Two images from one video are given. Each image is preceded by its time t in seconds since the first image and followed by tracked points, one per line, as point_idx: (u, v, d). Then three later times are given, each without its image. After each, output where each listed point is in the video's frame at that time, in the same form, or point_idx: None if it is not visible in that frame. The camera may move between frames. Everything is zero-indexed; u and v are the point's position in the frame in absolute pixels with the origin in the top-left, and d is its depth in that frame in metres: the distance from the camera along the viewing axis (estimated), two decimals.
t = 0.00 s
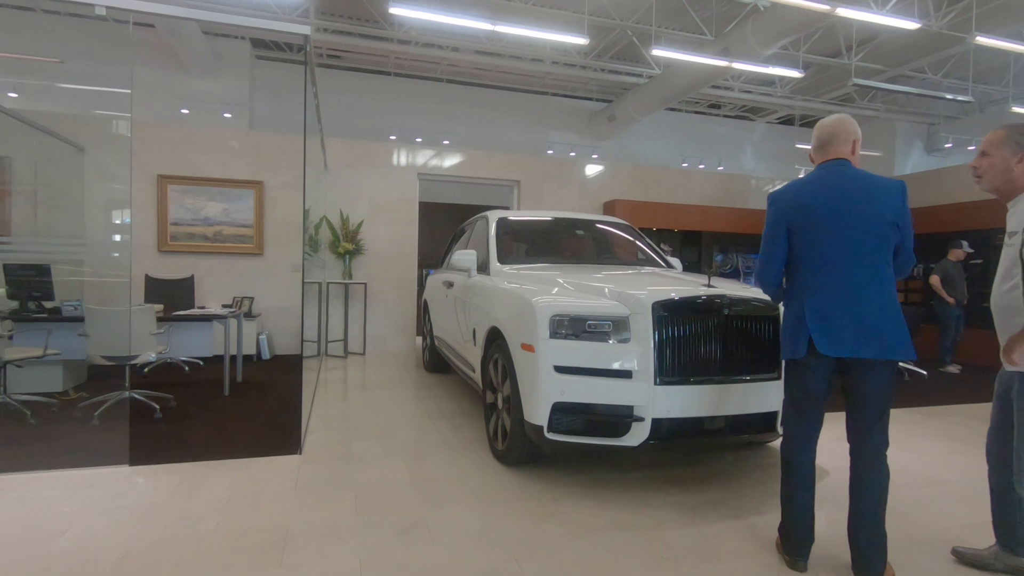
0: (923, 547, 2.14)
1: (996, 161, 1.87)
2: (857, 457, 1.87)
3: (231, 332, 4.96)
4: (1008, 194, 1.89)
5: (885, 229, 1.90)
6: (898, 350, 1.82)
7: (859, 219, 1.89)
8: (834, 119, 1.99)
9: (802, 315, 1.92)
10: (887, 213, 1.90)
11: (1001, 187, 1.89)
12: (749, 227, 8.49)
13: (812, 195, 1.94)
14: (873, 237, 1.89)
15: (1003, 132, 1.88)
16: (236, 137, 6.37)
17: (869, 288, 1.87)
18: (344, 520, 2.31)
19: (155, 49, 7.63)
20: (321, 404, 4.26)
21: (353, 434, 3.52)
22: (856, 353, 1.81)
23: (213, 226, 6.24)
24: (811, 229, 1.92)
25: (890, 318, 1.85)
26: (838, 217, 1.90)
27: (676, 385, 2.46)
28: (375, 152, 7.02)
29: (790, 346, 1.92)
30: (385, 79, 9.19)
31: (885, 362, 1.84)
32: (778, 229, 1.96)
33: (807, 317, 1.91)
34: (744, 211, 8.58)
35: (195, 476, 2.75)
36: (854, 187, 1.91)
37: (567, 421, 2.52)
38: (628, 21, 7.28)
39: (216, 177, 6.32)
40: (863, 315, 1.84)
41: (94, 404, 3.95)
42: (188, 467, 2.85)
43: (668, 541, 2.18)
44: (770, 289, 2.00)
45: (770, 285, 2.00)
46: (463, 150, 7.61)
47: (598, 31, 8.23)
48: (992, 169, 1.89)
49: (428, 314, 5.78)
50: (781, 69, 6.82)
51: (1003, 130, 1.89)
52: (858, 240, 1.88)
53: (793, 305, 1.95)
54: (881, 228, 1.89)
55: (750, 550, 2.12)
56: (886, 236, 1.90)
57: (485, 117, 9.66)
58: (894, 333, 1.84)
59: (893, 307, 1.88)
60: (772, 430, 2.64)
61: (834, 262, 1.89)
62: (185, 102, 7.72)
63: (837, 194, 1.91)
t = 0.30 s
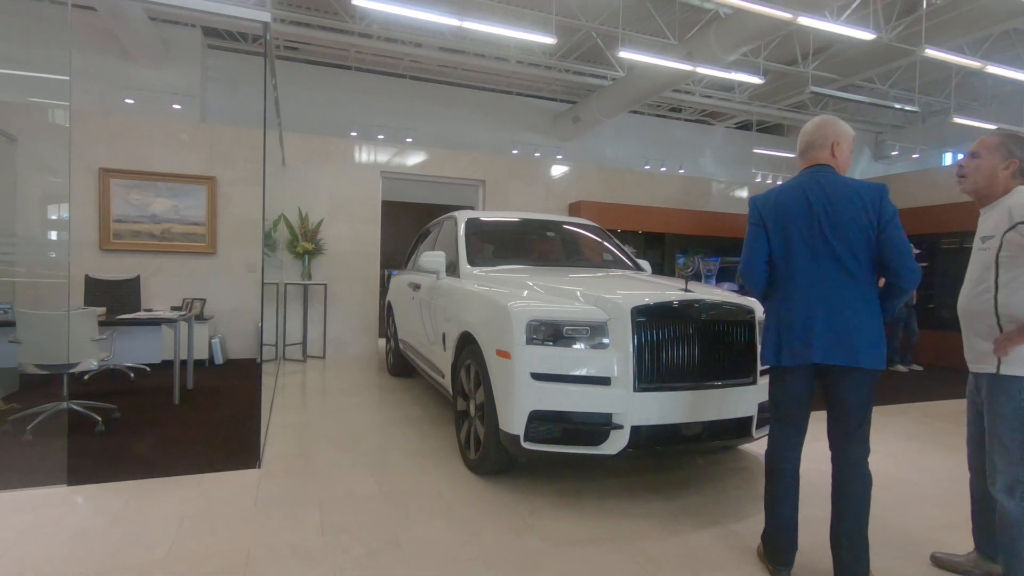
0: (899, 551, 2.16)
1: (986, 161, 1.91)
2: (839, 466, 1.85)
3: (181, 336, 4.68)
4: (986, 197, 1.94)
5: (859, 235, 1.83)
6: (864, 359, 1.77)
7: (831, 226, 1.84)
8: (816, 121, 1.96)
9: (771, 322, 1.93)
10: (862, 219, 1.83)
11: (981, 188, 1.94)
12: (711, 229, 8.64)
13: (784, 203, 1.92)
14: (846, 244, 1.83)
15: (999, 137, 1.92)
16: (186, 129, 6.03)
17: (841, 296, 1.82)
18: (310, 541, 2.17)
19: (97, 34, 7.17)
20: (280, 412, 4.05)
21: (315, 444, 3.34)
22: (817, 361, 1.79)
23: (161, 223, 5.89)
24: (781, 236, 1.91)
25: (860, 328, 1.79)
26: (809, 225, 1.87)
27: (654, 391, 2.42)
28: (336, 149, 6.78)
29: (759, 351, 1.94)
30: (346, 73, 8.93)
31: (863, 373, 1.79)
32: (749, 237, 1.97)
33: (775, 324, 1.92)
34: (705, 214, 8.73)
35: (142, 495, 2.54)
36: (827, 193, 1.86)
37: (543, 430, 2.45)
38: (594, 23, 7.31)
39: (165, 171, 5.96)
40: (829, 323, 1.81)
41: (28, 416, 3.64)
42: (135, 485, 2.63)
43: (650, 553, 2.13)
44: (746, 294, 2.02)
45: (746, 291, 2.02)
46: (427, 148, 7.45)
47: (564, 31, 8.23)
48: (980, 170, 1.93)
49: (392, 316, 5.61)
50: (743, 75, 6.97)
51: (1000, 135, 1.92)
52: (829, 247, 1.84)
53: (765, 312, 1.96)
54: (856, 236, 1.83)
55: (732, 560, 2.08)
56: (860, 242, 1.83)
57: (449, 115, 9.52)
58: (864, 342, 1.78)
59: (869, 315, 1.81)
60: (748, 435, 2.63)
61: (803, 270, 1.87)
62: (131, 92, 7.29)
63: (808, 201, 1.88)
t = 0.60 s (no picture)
0: (903, 558, 2.12)
1: (992, 161, 1.88)
2: (850, 471, 1.80)
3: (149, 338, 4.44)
4: (992, 197, 1.92)
5: (866, 233, 1.75)
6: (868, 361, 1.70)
7: (836, 225, 1.77)
8: (829, 117, 1.89)
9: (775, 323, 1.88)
10: (870, 216, 1.75)
11: (988, 188, 1.91)
12: (691, 229, 8.68)
13: (789, 200, 1.86)
14: (853, 243, 1.76)
15: (1004, 135, 1.89)
16: (154, 121, 5.76)
17: (845, 297, 1.75)
18: (293, 557, 2.03)
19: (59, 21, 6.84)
20: (256, 417, 3.87)
21: (295, 452, 3.19)
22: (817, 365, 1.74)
23: (126, 219, 5.63)
24: (785, 235, 1.86)
25: (864, 331, 1.71)
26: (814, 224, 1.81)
27: (653, 395, 2.34)
28: (313, 143, 6.58)
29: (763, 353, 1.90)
30: (323, 67, 8.71)
31: (873, 378, 1.72)
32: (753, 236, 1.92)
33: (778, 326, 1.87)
34: (685, 214, 8.76)
35: (108, 510, 2.36)
36: (833, 191, 1.79)
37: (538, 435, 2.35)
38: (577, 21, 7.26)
39: (131, 165, 5.69)
40: (831, 326, 1.74)
41: None
42: (99, 499, 2.45)
43: (652, 563, 2.05)
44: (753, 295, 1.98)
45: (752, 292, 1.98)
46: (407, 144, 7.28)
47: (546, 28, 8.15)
48: (987, 169, 1.89)
49: (372, 316, 5.45)
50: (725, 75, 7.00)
51: (1005, 133, 1.89)
52: (835, 246, 1.77)
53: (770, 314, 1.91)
54: (863, 235, 1.75)
55: (737, 568, 2.02)
56: (868, 240, 1.75)
57: (429, 111, 9.38)
58: (867, 346, 1.70)
59: (875, 318, 1.73)
60: (746, 438, 2.57)
61: (806, 270, 1.81)
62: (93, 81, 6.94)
63: (814, 199, 1.81)
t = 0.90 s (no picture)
0: None
1: None
2: (878, 493, 1.70)
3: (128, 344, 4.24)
4: None
5: (910, 242, 1.66)
6: (910, 379, 1.61)
7: (875, 233, 1.67)
8: (862, 117, 1.78)
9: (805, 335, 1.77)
10: (915, 225, 1.66)
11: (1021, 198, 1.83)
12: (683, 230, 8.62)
13: (823, 204, 1.75)
14: (896, 252, 1.67)
15: None
16: (133, 117, 5.54)
17: (887, 309, 1.66)
18: None
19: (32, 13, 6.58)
20: (240, 428, 3.70)
21: (284, 466, 3.02)
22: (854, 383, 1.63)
23: (103, 218, 5.41)
24: (821, 241, 1.74)
25: (903, 346, 1.62)
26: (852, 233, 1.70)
27: (665, 409, 2.23)
28: (299, 141, 6.39)
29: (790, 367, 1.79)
30: (309, 62, 8.51)
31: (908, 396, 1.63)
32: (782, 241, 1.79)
33: (808, 338, 1.76)
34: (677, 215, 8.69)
35: (82, 535, 2.18)
36: (873, 196, 1.69)
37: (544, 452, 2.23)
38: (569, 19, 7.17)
39: (109, 163, 5.45)
40: (868, 341, 1.65)
41: None
42: (72, 523, 2.28)
43: None
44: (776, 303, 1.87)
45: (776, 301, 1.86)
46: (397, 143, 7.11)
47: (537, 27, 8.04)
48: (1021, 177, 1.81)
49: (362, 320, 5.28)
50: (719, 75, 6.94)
51: None
52: (876, 254, 1.67)
53: (797, 325, 1.80)
54: (904, 246, 1.66)
55: None
56: (911, 250, 1.66)
57: (418, 109, 9.22)
58: (907, 363, 1.62)
59: (916, 333, 1.64)
60: (758, 451, 2.48)
61: (840, 280, 1.70)
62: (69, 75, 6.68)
63: (851, 204, 1.71)
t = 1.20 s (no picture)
0: None
1: None
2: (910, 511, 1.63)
3: (115, 349, 4.09)
4: None
5: (967, 250, 1.61)
6: (964, 395, 1.56)
7: (932, 238, 1.61)
8: (904, 115, 1.74)
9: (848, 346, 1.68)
10: (972, 232, 1.61)
11: None
12: (679, 232, 8.57)
13: (873, 206, 1.67)
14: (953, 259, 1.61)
15: None
16: (120, 114, 5.38)
17: (941, 321, 1.60)
18: None
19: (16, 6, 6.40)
20: (233, 437, 3.57)
21: (280, 479, 2.90)
22: (905, 399, 1.56)
23: (90, 218, 5.16)
24: (873, 244, 1.65)
25: (956, 360, 1.58)
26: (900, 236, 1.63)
27: (684, 421, 2.13)
28: (292, 140, 6.25)
29: (831, 380, 1.70)
30: (302, 60, 8.37)
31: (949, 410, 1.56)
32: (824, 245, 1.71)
33: (853, 348, 1.68)
34: (673, 217, 8.63)
35: (67, 559, 2.04)
36: (930, 200, 1.63)
37: (558, 466, 2.13)
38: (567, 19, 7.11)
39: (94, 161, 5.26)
40: (923, 352, 1.58)
41: None
42: (56, 544, 2.15)
43: None
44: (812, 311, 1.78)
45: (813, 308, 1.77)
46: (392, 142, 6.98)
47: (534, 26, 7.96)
48: None
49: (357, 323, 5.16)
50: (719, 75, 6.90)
51: None
52: (933, 261, 1.60)
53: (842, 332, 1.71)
54: (957, 254, 1.61)
55: None
56: (968, 258, 1.61)
57: (412, 108, 9.10)
58: (960, 377, 1.57)
59: (968, 346, 1.60)
60: (776, 463, 2.40)
61: (895, 286, 1.62)
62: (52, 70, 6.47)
63: (901, 208, 1.64)
